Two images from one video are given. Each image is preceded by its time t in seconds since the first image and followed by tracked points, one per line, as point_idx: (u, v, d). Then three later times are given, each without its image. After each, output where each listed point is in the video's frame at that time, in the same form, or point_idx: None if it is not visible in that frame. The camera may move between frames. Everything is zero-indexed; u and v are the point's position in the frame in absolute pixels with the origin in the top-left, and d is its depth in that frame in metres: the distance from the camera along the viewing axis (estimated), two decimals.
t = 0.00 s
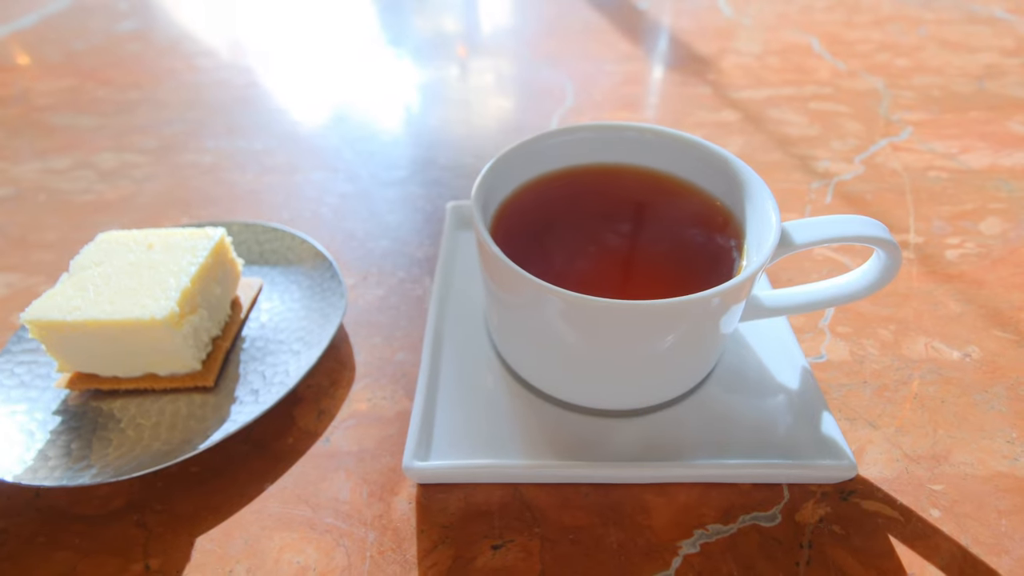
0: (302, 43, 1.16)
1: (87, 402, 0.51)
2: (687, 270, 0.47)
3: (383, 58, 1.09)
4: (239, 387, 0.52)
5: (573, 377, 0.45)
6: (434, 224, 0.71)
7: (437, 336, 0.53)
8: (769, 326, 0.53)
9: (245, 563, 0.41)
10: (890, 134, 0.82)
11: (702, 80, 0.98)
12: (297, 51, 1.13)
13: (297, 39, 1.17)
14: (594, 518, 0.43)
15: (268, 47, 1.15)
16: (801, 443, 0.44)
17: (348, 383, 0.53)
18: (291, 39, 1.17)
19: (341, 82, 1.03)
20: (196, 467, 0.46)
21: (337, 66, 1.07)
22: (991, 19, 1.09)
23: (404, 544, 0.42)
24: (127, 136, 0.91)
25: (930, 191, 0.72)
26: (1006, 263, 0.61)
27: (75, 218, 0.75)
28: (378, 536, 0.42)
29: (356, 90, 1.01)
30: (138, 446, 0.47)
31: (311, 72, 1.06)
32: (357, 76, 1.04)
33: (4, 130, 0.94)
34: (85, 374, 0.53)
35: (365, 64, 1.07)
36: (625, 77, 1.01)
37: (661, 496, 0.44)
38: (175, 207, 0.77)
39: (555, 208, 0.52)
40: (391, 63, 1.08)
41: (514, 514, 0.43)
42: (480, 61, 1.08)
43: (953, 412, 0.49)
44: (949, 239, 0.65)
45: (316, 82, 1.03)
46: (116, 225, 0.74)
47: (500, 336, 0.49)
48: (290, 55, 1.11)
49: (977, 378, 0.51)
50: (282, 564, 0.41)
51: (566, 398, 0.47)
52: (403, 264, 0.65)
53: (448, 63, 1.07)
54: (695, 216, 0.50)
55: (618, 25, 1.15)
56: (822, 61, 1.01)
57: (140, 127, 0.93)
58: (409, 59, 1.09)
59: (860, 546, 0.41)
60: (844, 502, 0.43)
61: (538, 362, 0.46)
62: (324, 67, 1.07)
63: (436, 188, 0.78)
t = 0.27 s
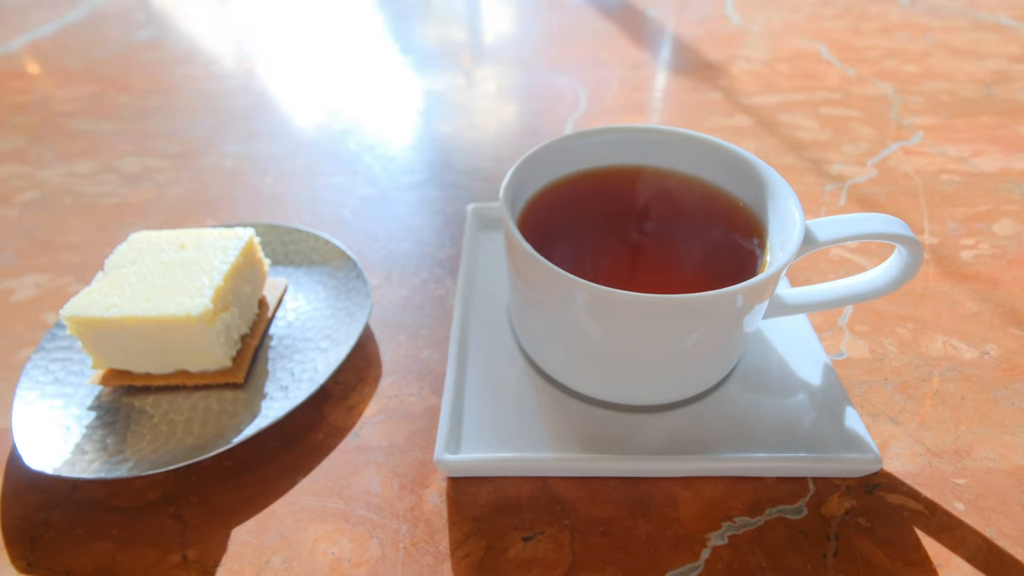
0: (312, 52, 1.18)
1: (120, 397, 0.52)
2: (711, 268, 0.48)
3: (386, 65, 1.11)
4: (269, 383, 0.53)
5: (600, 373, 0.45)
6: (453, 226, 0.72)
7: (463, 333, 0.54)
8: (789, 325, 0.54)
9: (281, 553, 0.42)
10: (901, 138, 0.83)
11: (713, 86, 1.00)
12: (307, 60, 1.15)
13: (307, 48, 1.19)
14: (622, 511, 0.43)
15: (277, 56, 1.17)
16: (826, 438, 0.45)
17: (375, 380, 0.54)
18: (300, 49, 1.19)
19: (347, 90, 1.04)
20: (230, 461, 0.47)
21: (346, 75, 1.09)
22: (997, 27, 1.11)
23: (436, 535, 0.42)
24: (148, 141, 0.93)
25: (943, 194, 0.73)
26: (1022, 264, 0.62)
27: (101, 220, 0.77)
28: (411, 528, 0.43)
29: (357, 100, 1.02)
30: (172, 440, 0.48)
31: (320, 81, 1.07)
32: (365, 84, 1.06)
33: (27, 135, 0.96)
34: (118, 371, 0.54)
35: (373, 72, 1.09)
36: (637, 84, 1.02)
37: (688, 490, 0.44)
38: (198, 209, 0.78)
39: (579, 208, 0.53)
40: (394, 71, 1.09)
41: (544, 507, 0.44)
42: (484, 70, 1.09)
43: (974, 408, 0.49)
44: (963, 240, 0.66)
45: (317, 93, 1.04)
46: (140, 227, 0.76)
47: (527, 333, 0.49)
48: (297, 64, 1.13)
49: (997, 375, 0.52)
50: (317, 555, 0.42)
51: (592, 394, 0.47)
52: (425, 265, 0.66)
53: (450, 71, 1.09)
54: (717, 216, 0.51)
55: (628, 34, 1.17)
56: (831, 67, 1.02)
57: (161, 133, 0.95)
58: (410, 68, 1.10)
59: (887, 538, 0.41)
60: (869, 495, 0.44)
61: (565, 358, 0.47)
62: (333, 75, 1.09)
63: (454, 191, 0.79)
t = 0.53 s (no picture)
0: (322, 58, 1.19)
1: (142, 393, 0.53)
2: (726, 267, 0.49)
3: (386, 72, 1.13)
4: (289, 379, 0.54)
5: (617, 369, 0.46)
6: (467, 227, 0.73)
7: (480, 331, 0.54)
8: (801, 324, 0.55)
9: (306, 545, 0.42)
10: (907, 142, 0.85)
11: (720, 91, 1.01)
12: (315, 67, 1.16)
13: (315, 55, 1.21)
14: (641, 504, 0.44)
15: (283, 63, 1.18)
16: (840, 433, 0.46)
17: (393, 377, 0.54)
18: (307, 55, 1.21)
19: (351, 96, 1.06)
20: (252, 455, 0.48)
21: (353, 80, 1.11)
22: (999, 34, 1.12)
23: (458, 528, 0.43)
24: (163, 144, 0.94)
25: (949, 197, 0.74)
26: None
27: (119, 221, 0.78)
28: (433, 520, 0.44)
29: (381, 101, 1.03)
30: (195, 435, 0.49)
31: (326, 87, 1.09)
32: (374, 89, 1.07)
33: (44, 138, 0.97)
34: (140, 368, 0.54)
35: (380, 78, 1.11)
36: (645, 89, 1.04)
37: (705, 484, 0.45)
38: (214, 211, 0.79)
39: (594, 207, 0.54)
40: (397, 78, 1.11)
41: (564, 500, 0.44)
42: (483, 79, 1.10)
43: (985, 405, 0.50)
44: (970, 241, 0.67)
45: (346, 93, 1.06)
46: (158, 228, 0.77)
47: (544, 330, 0.50)
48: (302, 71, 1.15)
49: (1007, 373, 0.52)
50: (341, 546, 0.42)
51: (609, 390, 0.48)
52: (440, 265, 0.67)
53: (450, 78, 1.10)
54: (731, 216, 0.53)
55: (633, 41, 1.19)
56: (836, 73, 1.04)
57: (176, 136, 0.96)
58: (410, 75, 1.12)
59: (902, 531, 0.42)
60: (883, 489, 0.44)
61: (582, 354, 0.47)
62: (339, 81, 1.11)
63: (467, 193, 0.80)
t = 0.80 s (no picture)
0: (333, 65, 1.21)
1: (163, 391, 0.54)
2: (739, 266, 0.50)
3: (393, 78, 1.14)
4: (307, 378, 0.55)
5: (632, 368, 0.47)
6: (479, 230, 0.74)
7: (495, 330, 0.55)
8: (811, 324, 0.56)
9: (327, 539, 0.43)
10: (913, 147, 0.86)
11: (727, 97, 1.03)
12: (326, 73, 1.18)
13: (326, 61, 1.23)
14: (657, 501, 0.45)
15: (293, 70, 1.20)
16: (852, 431, 0.47)
17: (410, 375, 0.55)
18: (319, 62, 1.23)
19: (360, 102, 1.07)
20: (273, 451, 0.49)
21: (364, 86, 1.12)
22: (1002, 42, 1.14)
23: (477, 523, 0.44)
24: (178, 148, 0.96)
25: (956, 201, 0.75)
26: None
27: (136, 223, 0.79)
28: (452, 516, 0.44)
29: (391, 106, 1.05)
30: (215, 431, 0.50)
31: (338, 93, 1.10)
32: (385, 94, 1.09)
33: (60, 142, 0.99)
34: (161, 366, 0.55)
35: (391, 84, 1.12)
36: (652, 95, 1.05)
37: (720, 481, 0.46)
38: (230, 213, 0.80)
39: (608, 209, 0.54)
40: (407, 84, 1.12)
41: (581, 496, 0.45)
42: (489, 86, 1.11)
43: (995, 404, 0.51)
44: (978, 245, 0.67)
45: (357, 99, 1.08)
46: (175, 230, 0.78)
47: (560, 329, 0.51)
48: (311, 78, 1.17)
49: (1016, 373, 0.53)
50: (362, 541, 0.43)
51: (623, 388, 0.49)
52: (453, 267, 0.68)
53: (457, 85, 1.12)
54: (743, 217, 0.54)
55: (640, 48, 1.21)
56: (841, 80, 1.05)
57: (191, 140, 0.98)
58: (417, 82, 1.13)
59: (915, 527, 0.43)
60: (896, 486, 0.45)
61: (598, 352, 0.48)
62: (348, 88, 1.12)
63: (479, 197, 0.81)
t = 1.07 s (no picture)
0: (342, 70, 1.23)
1: (182, 387, 0.54)
2: (752, 265, 0.51)
3: (400, 83, 1.16)
4: (324, 375, 0.56)
5: (646, 365, 0.47)
6: (490, 232, 0.75)
7: (509, 329, 0.56)
8: (822, 324, 0.56)
9: (347, 532, 0.44)
10: (918, 152, 0.87)
11: (733, 102, 1.04)
12: (336, 78, 1.20)
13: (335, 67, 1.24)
14: (671, 496, 0.45)
15: (302, 75, 1.22)
16: (864, 427, 0.47)
17: (425, 373, 0.56)
18: (329, 67, 1.24)
19: (370, 106, 1.08)
20: (291, 446, 0.49)
21: (374, 91, 1.14)
22: (1005, 49, 1.15)
23: (494, 517, 0.44)
24: (191, 152, 0.97)
25: (962, 204, 0.75)
26: None
27: (152, 224, 0.80)
28: (469, 509, 0.45)
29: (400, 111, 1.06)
30: (234, 426, 0.50)
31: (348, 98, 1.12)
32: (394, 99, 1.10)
33: (75, 145, 1.00)
34: (180, 362, 0.56)
35: (400, 89, 1.14)
36: (659, 100, 1.06)
37: (734, 476, 0.46)
38: (243, 215, 0.82)
39: (621, 209, 0.55)
40: (416, 89, 1.14)
41: (596, 491, 0.46)
42: (493, 92, 1.12)
43: (1004, 402, 0.51)
44: (984, 246, 0.68)
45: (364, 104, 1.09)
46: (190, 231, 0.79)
47: (574, 327, 0.52)
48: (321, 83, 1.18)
49: None
50: (381, 533, 0.44)
51: (637, 385, 0.49)
52: (466, 267, 0.69)
53: (465, 90, 1.13)
54: (754, 218, 0.54)
55: (646, 54, 1.22)
56: (846, 86, 1.06)
57: (204, 144, 0.99)
58: (425, 87, 1.15)
59: (927, 522, 0.43)
60: (908, 482, 0.45)
61: (612, 350, 0.49)
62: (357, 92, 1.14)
63: (489, 199, 0.82)
